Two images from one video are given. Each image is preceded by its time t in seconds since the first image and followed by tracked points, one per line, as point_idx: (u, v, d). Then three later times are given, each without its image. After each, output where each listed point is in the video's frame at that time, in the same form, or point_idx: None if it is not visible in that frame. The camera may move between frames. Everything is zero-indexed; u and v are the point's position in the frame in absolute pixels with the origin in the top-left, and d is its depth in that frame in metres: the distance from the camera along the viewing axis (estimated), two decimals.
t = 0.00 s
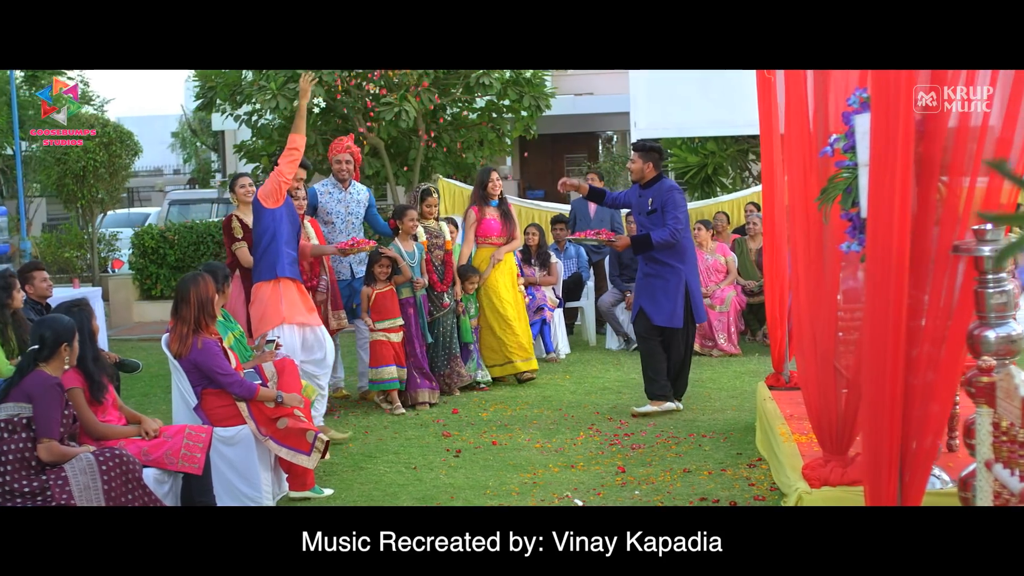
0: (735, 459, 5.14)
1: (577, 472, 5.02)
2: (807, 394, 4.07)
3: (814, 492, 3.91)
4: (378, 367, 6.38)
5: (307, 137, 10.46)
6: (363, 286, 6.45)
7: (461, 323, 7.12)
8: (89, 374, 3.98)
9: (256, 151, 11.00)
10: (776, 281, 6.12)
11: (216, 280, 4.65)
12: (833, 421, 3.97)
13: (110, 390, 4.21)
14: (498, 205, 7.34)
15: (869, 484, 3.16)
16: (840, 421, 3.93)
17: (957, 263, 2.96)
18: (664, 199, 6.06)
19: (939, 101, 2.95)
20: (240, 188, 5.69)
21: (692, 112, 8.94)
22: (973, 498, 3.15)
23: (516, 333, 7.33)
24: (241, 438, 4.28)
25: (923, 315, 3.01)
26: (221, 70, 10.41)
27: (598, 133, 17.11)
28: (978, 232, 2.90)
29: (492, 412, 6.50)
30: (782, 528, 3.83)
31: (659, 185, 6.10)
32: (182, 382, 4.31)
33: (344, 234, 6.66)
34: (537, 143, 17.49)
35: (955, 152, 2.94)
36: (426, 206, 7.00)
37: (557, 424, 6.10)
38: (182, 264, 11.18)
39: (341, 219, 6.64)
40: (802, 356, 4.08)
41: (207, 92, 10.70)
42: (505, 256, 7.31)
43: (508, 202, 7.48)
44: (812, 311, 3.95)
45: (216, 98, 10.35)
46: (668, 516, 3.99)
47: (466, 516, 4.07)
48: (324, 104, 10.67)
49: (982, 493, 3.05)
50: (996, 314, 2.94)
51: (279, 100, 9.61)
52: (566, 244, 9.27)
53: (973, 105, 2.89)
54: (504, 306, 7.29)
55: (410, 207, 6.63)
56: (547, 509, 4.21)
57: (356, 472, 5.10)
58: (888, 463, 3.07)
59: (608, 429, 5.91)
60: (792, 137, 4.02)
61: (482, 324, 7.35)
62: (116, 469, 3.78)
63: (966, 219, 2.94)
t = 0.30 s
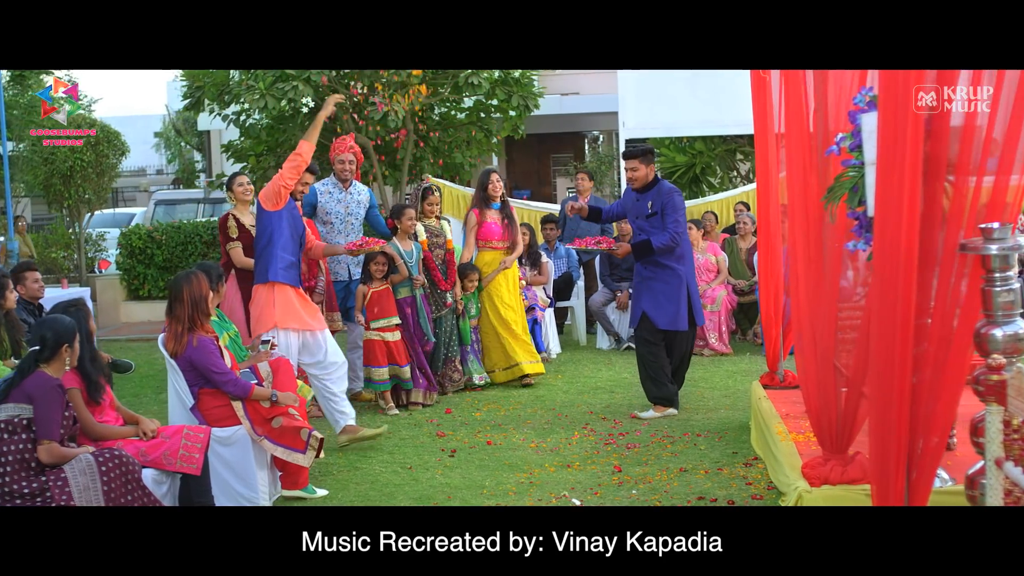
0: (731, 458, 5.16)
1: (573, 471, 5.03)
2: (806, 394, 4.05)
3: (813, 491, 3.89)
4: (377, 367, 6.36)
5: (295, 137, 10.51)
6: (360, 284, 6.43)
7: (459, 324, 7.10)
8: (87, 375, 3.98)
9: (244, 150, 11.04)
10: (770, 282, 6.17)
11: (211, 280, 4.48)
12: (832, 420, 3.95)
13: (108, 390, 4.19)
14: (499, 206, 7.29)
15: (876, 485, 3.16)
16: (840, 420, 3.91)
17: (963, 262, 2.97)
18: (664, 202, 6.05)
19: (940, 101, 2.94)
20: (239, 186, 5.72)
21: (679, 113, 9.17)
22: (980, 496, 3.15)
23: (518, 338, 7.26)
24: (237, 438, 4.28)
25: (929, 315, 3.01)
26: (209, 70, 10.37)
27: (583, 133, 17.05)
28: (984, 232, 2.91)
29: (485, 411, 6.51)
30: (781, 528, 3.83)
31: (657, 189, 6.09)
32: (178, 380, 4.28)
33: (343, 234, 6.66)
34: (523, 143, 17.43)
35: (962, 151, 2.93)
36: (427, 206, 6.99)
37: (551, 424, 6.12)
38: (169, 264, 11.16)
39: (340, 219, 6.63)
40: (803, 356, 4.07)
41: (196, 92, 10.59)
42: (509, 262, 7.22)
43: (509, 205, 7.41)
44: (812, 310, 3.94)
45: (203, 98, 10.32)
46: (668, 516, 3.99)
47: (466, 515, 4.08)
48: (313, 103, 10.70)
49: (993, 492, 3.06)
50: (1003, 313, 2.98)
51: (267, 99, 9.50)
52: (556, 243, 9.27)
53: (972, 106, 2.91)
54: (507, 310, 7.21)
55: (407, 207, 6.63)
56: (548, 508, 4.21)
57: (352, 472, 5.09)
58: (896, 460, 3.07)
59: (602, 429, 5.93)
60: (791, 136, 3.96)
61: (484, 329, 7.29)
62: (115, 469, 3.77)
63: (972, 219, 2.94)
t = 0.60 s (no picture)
0: (727, 457, 5.17)
1: (570, 470, 5.04)
2: (806, 392, 4.04)
3: (815, 489, 3.83)
4: (370, 367, 6.35)
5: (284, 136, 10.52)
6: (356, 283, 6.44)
7: (457, 325, 7.10)
8: (87, 377, 3.94)
9: (232, 150, 11.05)
10: (766, 280, 6.18)
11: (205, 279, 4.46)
12: (833, 420, 3.92)
13: (105, 391, 4.16)
14: (501, 204, 7.17)
15: (884, 484, 3.16)
16: (840, 420, 3.89)
17: (970, 260, 2.96)
18: (662, 202, 6.00)
19: (939, 101, 2.93)
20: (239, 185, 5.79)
21: (667, 111, 9.19)
22: (987, 494, 3.14)
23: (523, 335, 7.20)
24: (234, 438, 4.29)
25: (935, 312, 3.01)
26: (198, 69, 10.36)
27: (570, 132, 16.99)
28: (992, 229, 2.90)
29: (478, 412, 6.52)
30: (784, 528, 3.82)
31: (653, 189, 6.06)
32: (175, 381, 4.24)
33: (344, 233, 6.66)
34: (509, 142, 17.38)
35: (967, 148, 2.93)
36: (427, 204, 6.91)
37: (545, 423, 6.13)
38: (157, 264, 11.20)
39: (341, 217, 6.62)
40: (803, 355, 4.07)
41: (184, 92, 10.56)
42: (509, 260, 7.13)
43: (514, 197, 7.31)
44: (813, 310, 3.93)
45: (192, 97, 10.30)
46: (669, 516, 3.99)
47: (465, 515, 4.08)
48: (302, 103, 10.71)
49: (1003, 490, 3.07)
50: (1011, 310, 2.97)
51: (256, 99, 9.66)
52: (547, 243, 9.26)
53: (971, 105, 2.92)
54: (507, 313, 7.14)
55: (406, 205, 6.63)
56: (548, 507, 4.21)
57: (347, 472, 5.09)
58: (904, 456, 3.07)
59: (597, 428, 5.93)
60: (791, 136, 3.95)
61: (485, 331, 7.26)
62: (115, 470, 3.77)
63: (979, 217, 2.94)
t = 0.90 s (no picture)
0: (725, 456, 5.18)
1: (567, 469, 5.05)
2: (806, 390, 4.07)
3: (816, 488, 3.87)
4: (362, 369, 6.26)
5: (273, 136, 10.56)
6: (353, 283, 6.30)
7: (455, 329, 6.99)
8: (87, 378, 3.99)
9: (219, 150, 11.09)
10: (763, 280, 6.19)
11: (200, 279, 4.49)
12: (833, 420, 3.94)
13: (104, 391, 4.18)
14: (501, 202, 7.13)
15: (893, 483, 3.17)
16: (840, 419, 3.91)
17: (978, 259, 2.98)
18: (661, 201, 5.87)
19: (939, 101, 2.94)
20: (234, 186, 5.86)
21: (658, 111, 9.24)
22: (997, 491, 3.14)
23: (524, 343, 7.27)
24: (232, 439, 4.31)
25: (944, 310, 3.02)
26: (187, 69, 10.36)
27: (557, 131, 16.96)
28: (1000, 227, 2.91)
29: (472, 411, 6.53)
30: (785, 529, 3.81)
31: (652, 189, 5.91)
32: (171, 380, 4.27)
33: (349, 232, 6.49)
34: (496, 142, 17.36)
35: (976, 146, 2.94)
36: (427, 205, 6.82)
37: (541, 423, 6.15)
38: (146, 264, 11.26)
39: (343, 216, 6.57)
40: (804, 354, 4.09)
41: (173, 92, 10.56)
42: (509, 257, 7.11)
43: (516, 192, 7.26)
44: (813, 310, 3.95)
45: (181, 97, 10.31)
46: (669, 516, 4.00)
47: (465, 515, 4.09)
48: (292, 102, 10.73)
49: (1016, 488, 3.06)
50: (1019, 308, 3.02)
51: (245, 98, 9.78)
52: (538, 242, 9.21)
53: (970, 106, 2.94)
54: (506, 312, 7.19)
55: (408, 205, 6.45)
56: (547, 507, 4.22)
57: (344, 472, 5.10)
58: (914, 454, 3.08)
59: (593, 428, 5.94)
60: (791, 136, 3.97)
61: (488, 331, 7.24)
62: (117, 471, 3.76)
63: (986, 216, 2.95)
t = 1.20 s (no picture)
0: (722, 455, 5.19)
1: (565, 469, 5.06)
2: (807, 388, 4.08)
3: (817, 487, 3.89)
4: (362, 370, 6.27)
5: (264, 135, 10.59)
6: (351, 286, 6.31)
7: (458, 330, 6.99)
8: (85, 377, 3.98)
9: (209, 150, 11.11)
10: (758, 279, 6.19)
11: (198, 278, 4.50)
12: (834, 419, 3.98)
13: (104, 391, 4.18)
14: (503, 202, 7.05)
15: (899, 485, 3.17)
16: (841, 418, 3.95)
17: (985, 258, 2.98)
18: (662, 201, 5.82)
19: (939, 101, 2.95)
20: (232, 187, 5.85)
21: (648, 110, 9.25)
22: (1003, 490, 3.14)
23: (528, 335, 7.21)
24: (229, 439, 4.32)
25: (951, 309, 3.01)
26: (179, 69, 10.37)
27: (545, 131, 16.92)
28: (1008, 227, 2.92)
29: (467, 411, 6.55)
30: (785, 530, 3.81)
31: (652, 189, 5.87)
32: (168, 380, 4.28)
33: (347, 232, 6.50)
34: (484, 142, 17.30)
35: (983, 146, 2.94)
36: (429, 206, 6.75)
37: (537, 423, 6.17)
38: (136, 264, 11.36)
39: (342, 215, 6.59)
40: (804, 352, 4.09)
41: (163, 91, 10.57)
42: (511, 259, 7.00)
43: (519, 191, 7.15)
44: (812, 309, 3.95)
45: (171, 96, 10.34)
46: (669, 516, 4.01)
47: (464, 515, 4.10)
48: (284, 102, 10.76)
49: None
50: None
51: (236, 97, 9.75)
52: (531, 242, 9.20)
53: (974, 105, 2.94)
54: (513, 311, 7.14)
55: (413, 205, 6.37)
56: (546, 507, 4.22)
57: (342, 472, 5.11)
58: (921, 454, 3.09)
59: (589, 428, 5.96)
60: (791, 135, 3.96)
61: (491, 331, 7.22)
62: (117, 471, 3.76)
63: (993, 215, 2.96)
